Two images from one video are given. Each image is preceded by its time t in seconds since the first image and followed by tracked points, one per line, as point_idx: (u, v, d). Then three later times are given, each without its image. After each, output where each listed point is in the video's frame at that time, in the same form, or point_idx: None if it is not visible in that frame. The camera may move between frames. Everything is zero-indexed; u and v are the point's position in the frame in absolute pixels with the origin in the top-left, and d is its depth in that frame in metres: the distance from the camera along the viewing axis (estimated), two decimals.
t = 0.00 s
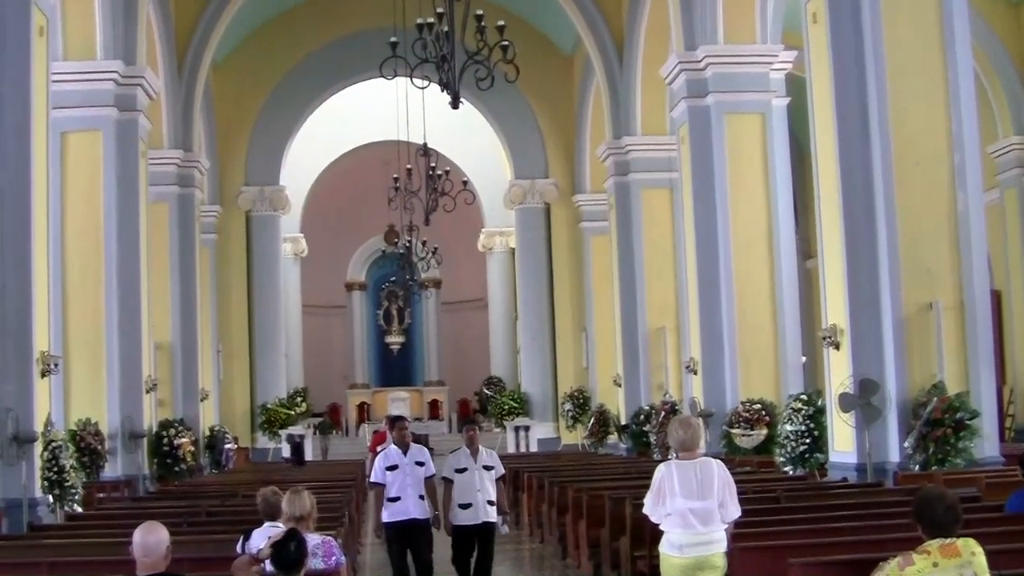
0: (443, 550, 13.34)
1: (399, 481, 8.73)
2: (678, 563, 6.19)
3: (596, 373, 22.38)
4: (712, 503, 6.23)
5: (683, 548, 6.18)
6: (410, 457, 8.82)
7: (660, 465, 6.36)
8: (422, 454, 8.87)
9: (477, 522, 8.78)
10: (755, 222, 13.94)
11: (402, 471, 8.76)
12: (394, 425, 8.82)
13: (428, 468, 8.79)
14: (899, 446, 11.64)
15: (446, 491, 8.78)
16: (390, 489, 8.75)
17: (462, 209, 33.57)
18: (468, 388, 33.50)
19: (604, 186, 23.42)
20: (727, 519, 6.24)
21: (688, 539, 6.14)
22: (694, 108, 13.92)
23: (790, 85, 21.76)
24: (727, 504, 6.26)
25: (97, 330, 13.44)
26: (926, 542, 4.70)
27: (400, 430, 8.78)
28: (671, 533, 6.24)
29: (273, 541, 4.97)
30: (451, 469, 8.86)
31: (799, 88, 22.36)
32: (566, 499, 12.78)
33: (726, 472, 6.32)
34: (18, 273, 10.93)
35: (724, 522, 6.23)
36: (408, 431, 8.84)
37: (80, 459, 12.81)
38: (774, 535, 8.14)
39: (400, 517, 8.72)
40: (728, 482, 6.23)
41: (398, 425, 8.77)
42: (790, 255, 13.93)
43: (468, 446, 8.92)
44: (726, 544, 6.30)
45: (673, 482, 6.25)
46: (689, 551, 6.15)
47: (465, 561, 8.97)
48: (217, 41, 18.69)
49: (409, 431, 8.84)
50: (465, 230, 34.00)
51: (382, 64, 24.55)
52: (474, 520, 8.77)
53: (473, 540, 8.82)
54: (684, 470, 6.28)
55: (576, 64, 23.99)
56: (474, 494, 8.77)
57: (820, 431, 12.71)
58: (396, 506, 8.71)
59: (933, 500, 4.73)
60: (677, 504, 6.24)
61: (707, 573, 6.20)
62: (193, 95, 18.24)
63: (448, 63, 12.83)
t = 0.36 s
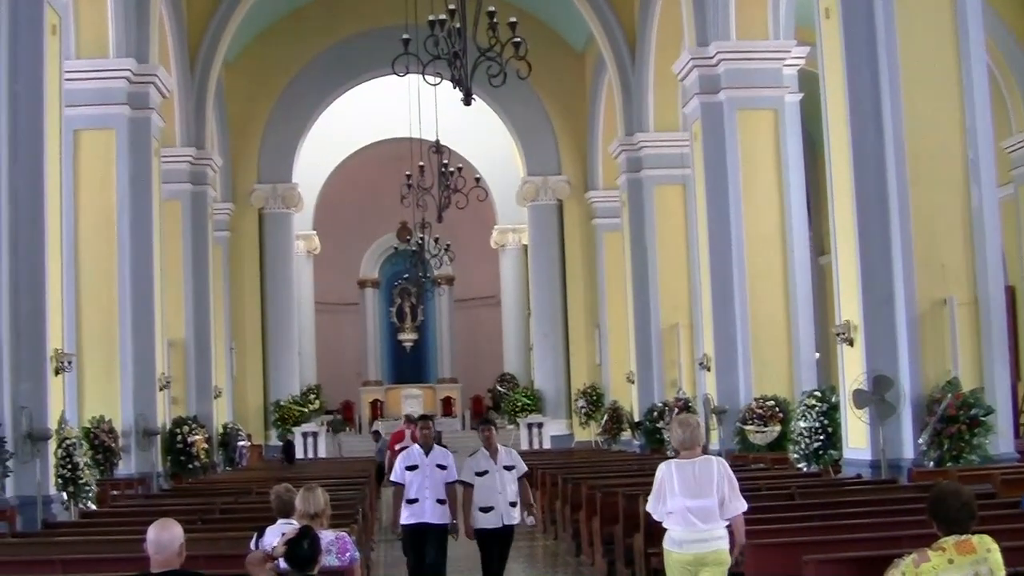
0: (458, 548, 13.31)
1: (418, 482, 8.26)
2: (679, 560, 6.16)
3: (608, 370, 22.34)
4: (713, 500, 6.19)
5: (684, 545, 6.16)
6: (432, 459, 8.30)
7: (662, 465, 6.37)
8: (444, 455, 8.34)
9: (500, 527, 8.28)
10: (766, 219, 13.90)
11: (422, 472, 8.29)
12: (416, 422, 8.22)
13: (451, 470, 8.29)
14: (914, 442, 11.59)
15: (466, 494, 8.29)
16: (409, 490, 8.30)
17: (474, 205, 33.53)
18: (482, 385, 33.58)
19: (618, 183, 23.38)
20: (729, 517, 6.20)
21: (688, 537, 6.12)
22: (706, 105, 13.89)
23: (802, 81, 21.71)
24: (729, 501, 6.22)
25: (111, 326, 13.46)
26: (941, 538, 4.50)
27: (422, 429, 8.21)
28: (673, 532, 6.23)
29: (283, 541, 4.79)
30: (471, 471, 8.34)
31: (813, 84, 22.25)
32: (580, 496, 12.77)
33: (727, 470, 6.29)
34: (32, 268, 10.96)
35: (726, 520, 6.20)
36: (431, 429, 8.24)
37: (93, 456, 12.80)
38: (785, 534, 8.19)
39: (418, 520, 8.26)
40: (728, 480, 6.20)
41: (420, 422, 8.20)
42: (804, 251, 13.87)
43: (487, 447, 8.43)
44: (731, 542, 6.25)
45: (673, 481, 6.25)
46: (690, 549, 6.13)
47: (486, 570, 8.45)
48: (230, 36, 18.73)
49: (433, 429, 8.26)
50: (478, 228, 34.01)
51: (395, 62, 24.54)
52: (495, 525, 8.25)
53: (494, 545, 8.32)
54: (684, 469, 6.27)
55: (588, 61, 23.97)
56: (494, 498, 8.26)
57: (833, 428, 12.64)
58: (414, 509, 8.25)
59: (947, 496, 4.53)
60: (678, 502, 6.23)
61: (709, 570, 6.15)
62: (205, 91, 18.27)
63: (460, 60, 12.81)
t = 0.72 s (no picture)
0: (473, 545, 13.30)
1: (440, 479, 8.21)
2: (680, 555, 6.23)
3: (622, 366, 22.33)
4: (713, 496, 6.20)
5: (684, 540, 6.21)
6: (454, 455, 8.27)
7: (665, 460, 6.40)
8: (467, 450, 8.32)
9: (518, 523, 8.20)
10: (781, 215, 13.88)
11: (444, 468, 8.25)
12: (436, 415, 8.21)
13: (474, 465, 8.26)
14: (928, 439, 11.56)
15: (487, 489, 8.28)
16: (431, 487, 8.24)
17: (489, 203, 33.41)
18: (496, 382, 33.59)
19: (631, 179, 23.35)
20: (730, 511, 6.21)
21: (688, 533, 6.17)
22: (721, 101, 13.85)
23: (816, 78, 21.63)
24: (730, 496, 6.21)
25: (124, 322, 13.46)
26: (956, 536, 4.34)
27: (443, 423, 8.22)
28: (676, 526, 6.28)
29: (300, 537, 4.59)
30: (490, 465, 8.29)
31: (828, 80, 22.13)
32: (594, 492, 12.77)
33: (729, 463, 6.28)
34: (48, 264, 10.98)
35: (727, 514, 6.21)
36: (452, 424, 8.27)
37: (107, 453, 12.77)
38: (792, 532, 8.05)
39: (440, 518, 8.19)
40: (727, 475, 6.19)
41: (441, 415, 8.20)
42: (819, 247, 13.83)
43: (506, 441, 8.36)
44: (734, 536, 6.27)
45: (673, 477, 6.27)
46: (690, 544, 6.19)
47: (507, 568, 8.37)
48: (243, 33, 18.69)
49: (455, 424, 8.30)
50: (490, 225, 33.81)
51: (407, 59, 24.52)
52: (515, 522, 8.18)
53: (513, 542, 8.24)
54: (684, 464, 6.29)
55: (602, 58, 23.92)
56: (514, 494, 8.20)
57: (848, 425, 12.65)
58: (436, 506, 8.19)
59: (963, 493, 4.35)
60: (679, 498, 6.27)
61: (708, 568, 6.19)
62: (219, 88, 18.25)
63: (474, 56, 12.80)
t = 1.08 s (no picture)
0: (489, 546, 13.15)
1: (459, 483, 8.06)
2: (695, 555, 6.08)
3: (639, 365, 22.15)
4: (728, 495, 6.08)
5: (699, 540, 6.06)
6: (472, 458, 8.12)
7: (680, 460, 6.27)
8: (485, 451, 8.20)
9: (543, 531, 8.11)
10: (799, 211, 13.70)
11: (463, 472, 8.10)
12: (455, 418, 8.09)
13: (494, 466, 8.12)
14: (949, 439, 11.38)
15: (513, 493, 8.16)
16: (450, 491, 8.08)
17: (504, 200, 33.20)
18: (509, 382, 33.00)
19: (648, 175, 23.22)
20: (744, 511, 6.08)
21: (703, 533, 6.02)
22: (738, 96, 13.80)
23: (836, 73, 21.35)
24: (745, 496, 6.09)
25: (136, 322, 13.39)
26: (979, 537, 4.07)
27: (463, 425, 8.12)
28: (690, 526, 6.14)
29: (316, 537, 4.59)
30: (516, 469, 8.17)
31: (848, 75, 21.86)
32: (611, 492, 12.63)
33: (744, 463, 6.16)
34: (59, 264, 10.82)
35: (742, 515, 6.07)
36: (470, 427, 8.16)
37: (118, 452, 12.64)
38: (805, 534, 7.92)
39: (462, 523, 8.02)
40: (743, 475, 6.08)
41: (460, 417, 8.09)
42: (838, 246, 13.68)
43: (536, 446, 8.24)
44: (750, 537, 6.12)
45: (688, 476, 6.15)
46: (706, 544, 6.03)
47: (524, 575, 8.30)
48: (255, 28, 18.56)
49: (472, 426, 8.17)
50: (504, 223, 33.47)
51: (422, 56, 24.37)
52: (543, 530, 8.10)
53: (535, 549, 8.17)
54: (700, 464, 6.17)
55: (618, 55, 23.80)
56: (543, 500, 8.13)
57: (868, 424, 12.44)
58: (456, 510, 8.03)
59: (987, 491, 4.11)
60: (694, 498, 6.13)
61: (726, 569, 6.06)
62: (231, 83, 18.10)
63: (490, 52, 12.67)
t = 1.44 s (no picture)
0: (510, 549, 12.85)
1: (486, 488, 7.79)
2: (722, 552, 6.12)
3: (661, 362, 21.67)
4: (757, 495, 6.11)
5: (726, 537, 6.11)
6: (499, 460, 7.88)
7: (712, 456, 6.30)
8: (515, 456, 7.92)
9: (578, 530, 7.82)
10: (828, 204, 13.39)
11: (490, 477, 7.82)
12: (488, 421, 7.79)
13: (522, 473, 7.85)
14: (980, 439, 10.94)
15: (542, 493, 7.97)
16: (476, 497, 7.81)
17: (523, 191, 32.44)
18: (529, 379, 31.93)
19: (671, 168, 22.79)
20: (773, 512, 6.10)
21: (731, 531, 6.07)
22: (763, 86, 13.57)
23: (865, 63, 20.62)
24: (774, 496, 6.11)
25: (146, 319, 13.08)
26: (1013, 539, 3.97)
27: (494, 429, 7.81)
28: (718, 524, 6.18)
29: (329, 539, 4.45)
30: (548, 467, 7.94)
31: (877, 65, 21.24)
32: (632, 492, 12.40)
33: (776, 463, 6.17)
34: (67, 258, 10.49)
35: (770, 515, 6.10)
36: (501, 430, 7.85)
37: (127, 451, 12.30)
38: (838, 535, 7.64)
39: (486, 531, 7.76)
40: (773, 475, 6.09)
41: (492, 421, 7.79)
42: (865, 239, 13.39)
43: (568, 442, 7.94)
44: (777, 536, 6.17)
45: (718, 473, 6.18)
46: (732, 542, 6.09)
47: None
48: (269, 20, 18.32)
49: (501, 429, 7.87)
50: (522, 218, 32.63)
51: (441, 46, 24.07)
52: (576, 530, 7.80)
53: (572, 550, 7.88)
54: (731, 461, 6.19)
55: (640, 45, 23.53)
56: (576, 499, 7.82)
57: (896, 423, 12.03)
58: (481, 518, 7.76)
59: None
60: (723, 495, 6.17)
61: (752, 566, 6.11)
62: (244, 74, 17.78)
63: (510, 42, 12.38)
